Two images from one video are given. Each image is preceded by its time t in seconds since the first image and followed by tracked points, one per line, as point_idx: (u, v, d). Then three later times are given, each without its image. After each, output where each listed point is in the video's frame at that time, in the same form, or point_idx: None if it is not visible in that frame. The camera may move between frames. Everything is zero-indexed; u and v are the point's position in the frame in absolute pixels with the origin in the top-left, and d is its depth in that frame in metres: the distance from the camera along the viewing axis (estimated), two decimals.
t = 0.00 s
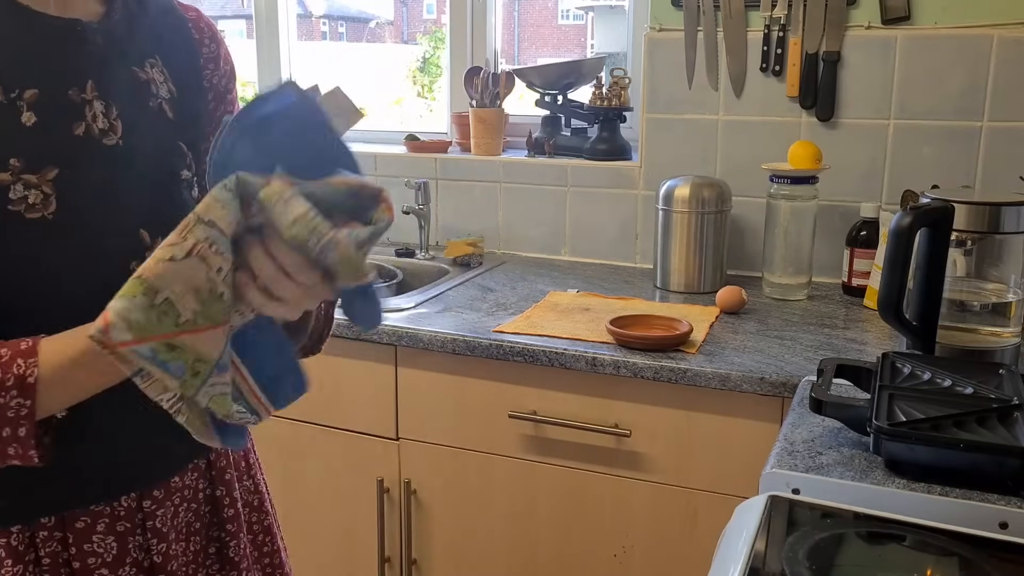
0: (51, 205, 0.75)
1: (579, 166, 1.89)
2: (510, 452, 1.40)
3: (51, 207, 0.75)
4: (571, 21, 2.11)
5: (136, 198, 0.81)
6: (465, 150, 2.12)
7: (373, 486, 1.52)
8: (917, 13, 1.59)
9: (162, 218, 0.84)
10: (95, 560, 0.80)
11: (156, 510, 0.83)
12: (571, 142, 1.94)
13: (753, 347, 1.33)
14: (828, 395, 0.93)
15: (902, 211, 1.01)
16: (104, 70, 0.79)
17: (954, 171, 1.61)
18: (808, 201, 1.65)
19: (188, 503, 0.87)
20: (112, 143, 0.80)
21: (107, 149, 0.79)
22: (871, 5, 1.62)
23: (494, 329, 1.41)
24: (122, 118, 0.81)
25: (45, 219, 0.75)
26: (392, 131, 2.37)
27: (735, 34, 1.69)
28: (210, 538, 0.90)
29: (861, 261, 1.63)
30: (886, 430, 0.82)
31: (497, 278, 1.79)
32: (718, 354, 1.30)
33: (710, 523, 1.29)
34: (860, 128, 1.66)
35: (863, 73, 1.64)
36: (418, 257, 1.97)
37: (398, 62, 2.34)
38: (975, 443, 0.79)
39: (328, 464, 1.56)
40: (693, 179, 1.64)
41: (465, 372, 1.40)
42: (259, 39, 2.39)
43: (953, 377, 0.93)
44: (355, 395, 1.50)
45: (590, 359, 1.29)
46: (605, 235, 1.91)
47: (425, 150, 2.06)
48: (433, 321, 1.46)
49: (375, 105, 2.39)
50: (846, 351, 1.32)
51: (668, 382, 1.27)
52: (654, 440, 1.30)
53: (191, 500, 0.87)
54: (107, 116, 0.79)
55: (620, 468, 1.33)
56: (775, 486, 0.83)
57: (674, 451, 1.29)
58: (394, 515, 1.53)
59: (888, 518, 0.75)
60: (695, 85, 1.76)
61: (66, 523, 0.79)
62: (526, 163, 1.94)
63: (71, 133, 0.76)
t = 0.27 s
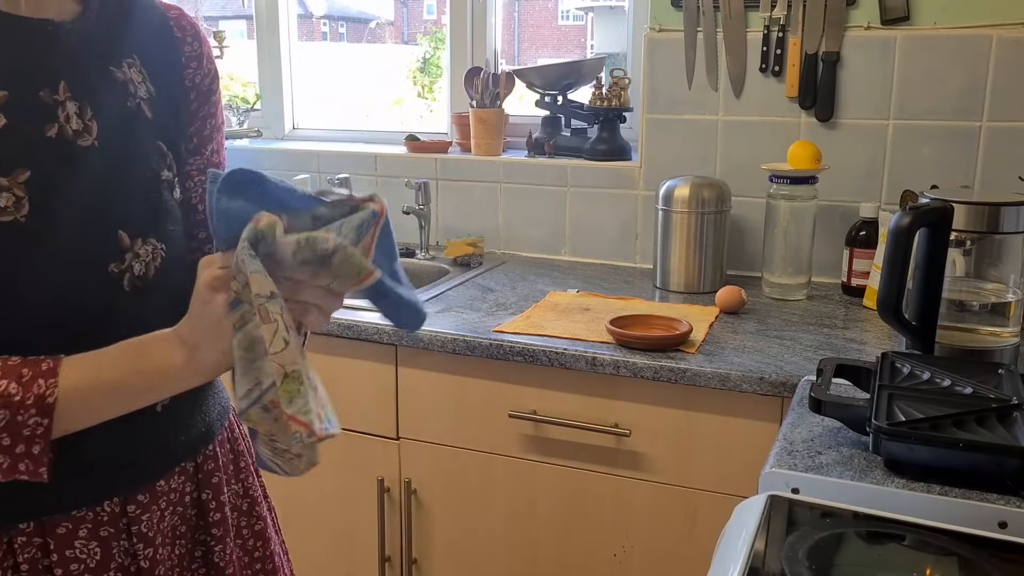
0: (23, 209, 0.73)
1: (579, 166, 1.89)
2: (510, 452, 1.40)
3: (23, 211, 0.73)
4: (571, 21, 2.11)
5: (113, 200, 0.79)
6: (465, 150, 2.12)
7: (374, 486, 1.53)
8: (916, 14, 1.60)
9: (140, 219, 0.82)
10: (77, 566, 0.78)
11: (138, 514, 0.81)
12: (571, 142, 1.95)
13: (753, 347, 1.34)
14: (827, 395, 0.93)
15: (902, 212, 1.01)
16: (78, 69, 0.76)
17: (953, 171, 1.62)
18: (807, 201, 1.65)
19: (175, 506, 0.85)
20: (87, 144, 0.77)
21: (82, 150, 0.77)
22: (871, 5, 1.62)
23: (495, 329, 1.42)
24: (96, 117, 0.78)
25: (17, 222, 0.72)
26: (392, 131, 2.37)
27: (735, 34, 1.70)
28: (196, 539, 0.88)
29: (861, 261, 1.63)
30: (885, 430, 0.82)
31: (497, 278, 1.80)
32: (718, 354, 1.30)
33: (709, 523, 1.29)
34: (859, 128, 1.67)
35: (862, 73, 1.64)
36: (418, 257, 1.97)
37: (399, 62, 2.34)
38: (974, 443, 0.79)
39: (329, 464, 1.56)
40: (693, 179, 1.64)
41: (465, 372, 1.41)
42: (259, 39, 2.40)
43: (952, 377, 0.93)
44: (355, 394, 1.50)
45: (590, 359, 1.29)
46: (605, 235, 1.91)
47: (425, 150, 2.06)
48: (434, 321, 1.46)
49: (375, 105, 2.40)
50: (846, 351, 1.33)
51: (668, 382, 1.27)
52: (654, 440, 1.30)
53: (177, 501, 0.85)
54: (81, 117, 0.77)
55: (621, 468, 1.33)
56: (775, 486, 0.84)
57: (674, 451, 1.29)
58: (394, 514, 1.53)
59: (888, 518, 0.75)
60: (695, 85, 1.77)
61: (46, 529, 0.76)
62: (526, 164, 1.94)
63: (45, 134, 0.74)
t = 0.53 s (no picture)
0: (55, 228, 0.77)
1: (579, 166, 1.89)
2: (510, 452, 1.40)
3: (56, 228, 0.77)
4: (571, 21, 2.11)
5: (145, 223, 0.83)
6: (465, 150, 2.12)
7: (374, 486, 1.53)
8: (916, 14, 1.60)
9: (173, 244, 0.86)
10: None
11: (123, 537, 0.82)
12: (571, 142, 1.95)
13: (753, 347, 1.34)
14: (827, 395, 0.93)
15: (901, 211, 1.01)
16: (121, 98, 0.82)
17: (953, 171, 1.62)
18: (807, 201, 1.65)
19: (174, 529, 0.86)
20: (129, 169, 0.82)
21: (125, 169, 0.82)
22: (871, 5, 1.62)
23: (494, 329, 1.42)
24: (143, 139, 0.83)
25: (48, 237, 0.77)
26: (392, 131, 2.37)
27: (735, 34, 1.70)
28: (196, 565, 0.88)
29: (861, 261, 1.63)
30: (885, 430, 0.82)
31: (497, 278, 1.80)
32: (718, 354, 1.30)
33: (709, 523, 1.29)
34: (859, 128, 1.67)
35: (862, 73, 1.64)
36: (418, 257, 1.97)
37: (399, 62, 2.34)
38: (974, 443, 0.79)
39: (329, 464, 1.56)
40: (693, 179, 1.64)
41: (465, 372, 1.41)
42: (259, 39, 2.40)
43: (952, 377, 0.93)
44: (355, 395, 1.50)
45: (590, 359, 1.30)
46: (605, 235, 1.91)
47: (426, 150, 2.06)
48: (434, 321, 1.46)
49: (375, 105, 2.40)
50: (846, 351, 1.33)
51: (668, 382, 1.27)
52: (654, 440, 1.30)
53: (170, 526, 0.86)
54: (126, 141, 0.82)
55: (620, 468, 1.33)
56: (775, 486, 0.84)
57: (674, 451, 1.29)
58: (394, 515, 1.53)
59: (888, 518, 0.75)
60: (695, 85, 1.77)
61: (38, 540, 0.79)
62: (526, 164, 1.94)
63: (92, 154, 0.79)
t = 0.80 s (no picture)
0: (210, 264, 0.66)
1: (579, 167, 1.89)
2: (510, 452, 1.40)
3: (209, 265, 0.66)
4: (571, 21, 2.12)
5: (267, 256, 0.71)
6: (465, 150, 2.12)
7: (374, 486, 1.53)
8: (916, 14, 1.60)
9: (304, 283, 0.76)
10: None
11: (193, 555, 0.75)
12: (571, 142, 1.95)
13: (753, 347, 1.34)
14: (827, 395, 0.93)
15: (901, 211, 1.01)
16: (303, 133, 0.71)
17: (953, 171, 1.62)
18: (808, 201, 1.65)
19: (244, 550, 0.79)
20: (289, 210, 0.71)
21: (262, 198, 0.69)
22: (871, 5, 1.62)
23: (495, 329, 1.42)
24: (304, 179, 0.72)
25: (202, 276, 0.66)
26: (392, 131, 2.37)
27: (734, 34, 1.70)
28: None
29: (861, 261, 1.63)
30: (885, 430, 0.82)
31: (497, 278, 1.80)
32: (718, 354, 1.30)
33: (710, 523, 1.29)
34: (860, 128, 1.67)
35: (863, 73, 1.64)
36: (418, 257, 1.97)
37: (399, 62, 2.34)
38: (974, 443, 0.79)
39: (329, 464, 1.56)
40: (693, 180, 1.64)
41: (465, 372, 1.41)
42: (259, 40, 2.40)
43: (952, 377, 0.93)
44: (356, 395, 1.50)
45: (590, 359, 1.30)
46: (605, 235, 1.91)
47: (426, 150, 2.06)
48: (434, 321, 1.46)
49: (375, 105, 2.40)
50: (846, 351, 1.33)
51: (668, 382, 1.27)
52: (655, 440, 1.30)
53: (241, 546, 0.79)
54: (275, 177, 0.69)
55: (621, 468, 1.33)
56: (775, 486, 0.84)
57: (674, 451, 1.29)
58: (395, 515, 1.53)
59: (888, 518, 0.75)
60: (695, 85, 1.77)
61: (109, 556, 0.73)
62: (526, 164, 1.94)
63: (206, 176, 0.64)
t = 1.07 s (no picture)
0: (300, 281, 0.59)
1: (579, 166, 1.89)
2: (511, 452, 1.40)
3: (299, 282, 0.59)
4: (571, 21, 2.12)
5: (361, 274, 0.63)
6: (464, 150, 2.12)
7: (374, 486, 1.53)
8: (916, 14, 1.60)
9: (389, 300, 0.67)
10: None
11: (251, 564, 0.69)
12: (571, 142, 1.95)
13: (754, 348, 1.34)
14: (827, 395, 0.93)
15: (902, 212, 1.01)
16: (400, 148, 0.63)
17: (954, 171, 1.62)
18: (808, 201, 1.65)
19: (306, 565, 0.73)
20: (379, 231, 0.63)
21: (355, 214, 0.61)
22: (871, 5, 1.62)
23: (495, 329, 1.42)
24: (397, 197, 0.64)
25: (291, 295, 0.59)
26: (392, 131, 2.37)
27: (734, 34, 1.70)
28: None
29: (861, 261, 1.63)
30: (884, 430, 0.82)
31: (497, 277, 1.80)
32: (718, 354, 1.30)
33: (710, 523, 1.29)
34: (860, 128, 1.67)
35: (863, 73, 1.64)
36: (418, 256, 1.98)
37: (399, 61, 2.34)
38: (974, 443, 0.79)
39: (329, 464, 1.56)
40: (693, 180, 1.64)
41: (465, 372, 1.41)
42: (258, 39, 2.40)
43: (952, 377, 0.93)
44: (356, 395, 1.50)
45: (590, 359, 1.30)
46: (604, 235, 1.91)
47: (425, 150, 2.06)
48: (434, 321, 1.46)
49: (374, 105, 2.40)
50: (846, 351, 1.33)
51: (668, 383, 1.27)
52: (655, 440, 1.30)
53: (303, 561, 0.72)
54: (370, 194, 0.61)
55: (621, 468, 1.33)
56: (775, 486, 0.84)
57: (675, 451, 1.29)
58: (395, 514, 1.53)
59: (887, 518, 0.75)
60: (694, 85, 1.77)
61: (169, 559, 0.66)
62: (525, 164, 1.94)
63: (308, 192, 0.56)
